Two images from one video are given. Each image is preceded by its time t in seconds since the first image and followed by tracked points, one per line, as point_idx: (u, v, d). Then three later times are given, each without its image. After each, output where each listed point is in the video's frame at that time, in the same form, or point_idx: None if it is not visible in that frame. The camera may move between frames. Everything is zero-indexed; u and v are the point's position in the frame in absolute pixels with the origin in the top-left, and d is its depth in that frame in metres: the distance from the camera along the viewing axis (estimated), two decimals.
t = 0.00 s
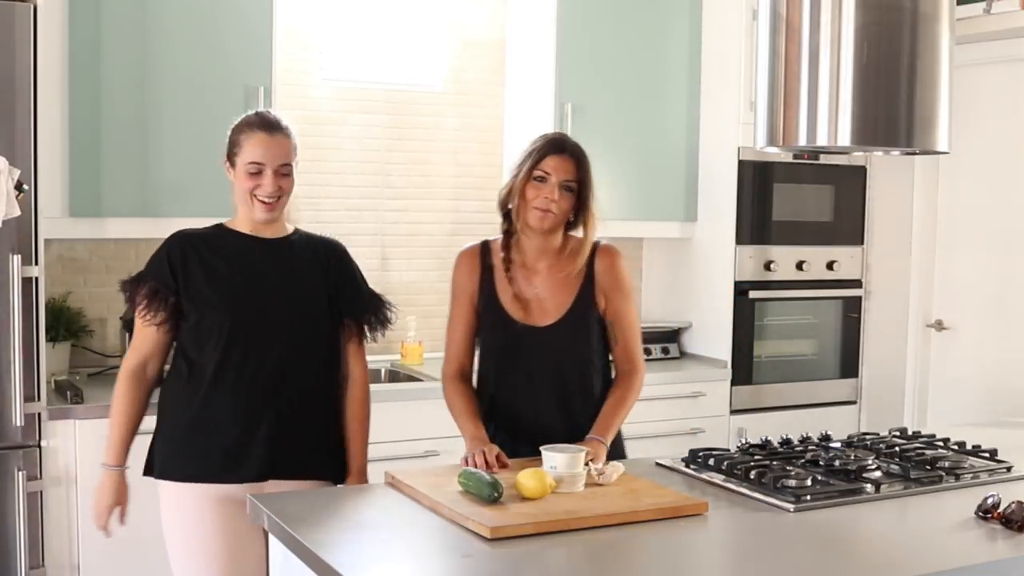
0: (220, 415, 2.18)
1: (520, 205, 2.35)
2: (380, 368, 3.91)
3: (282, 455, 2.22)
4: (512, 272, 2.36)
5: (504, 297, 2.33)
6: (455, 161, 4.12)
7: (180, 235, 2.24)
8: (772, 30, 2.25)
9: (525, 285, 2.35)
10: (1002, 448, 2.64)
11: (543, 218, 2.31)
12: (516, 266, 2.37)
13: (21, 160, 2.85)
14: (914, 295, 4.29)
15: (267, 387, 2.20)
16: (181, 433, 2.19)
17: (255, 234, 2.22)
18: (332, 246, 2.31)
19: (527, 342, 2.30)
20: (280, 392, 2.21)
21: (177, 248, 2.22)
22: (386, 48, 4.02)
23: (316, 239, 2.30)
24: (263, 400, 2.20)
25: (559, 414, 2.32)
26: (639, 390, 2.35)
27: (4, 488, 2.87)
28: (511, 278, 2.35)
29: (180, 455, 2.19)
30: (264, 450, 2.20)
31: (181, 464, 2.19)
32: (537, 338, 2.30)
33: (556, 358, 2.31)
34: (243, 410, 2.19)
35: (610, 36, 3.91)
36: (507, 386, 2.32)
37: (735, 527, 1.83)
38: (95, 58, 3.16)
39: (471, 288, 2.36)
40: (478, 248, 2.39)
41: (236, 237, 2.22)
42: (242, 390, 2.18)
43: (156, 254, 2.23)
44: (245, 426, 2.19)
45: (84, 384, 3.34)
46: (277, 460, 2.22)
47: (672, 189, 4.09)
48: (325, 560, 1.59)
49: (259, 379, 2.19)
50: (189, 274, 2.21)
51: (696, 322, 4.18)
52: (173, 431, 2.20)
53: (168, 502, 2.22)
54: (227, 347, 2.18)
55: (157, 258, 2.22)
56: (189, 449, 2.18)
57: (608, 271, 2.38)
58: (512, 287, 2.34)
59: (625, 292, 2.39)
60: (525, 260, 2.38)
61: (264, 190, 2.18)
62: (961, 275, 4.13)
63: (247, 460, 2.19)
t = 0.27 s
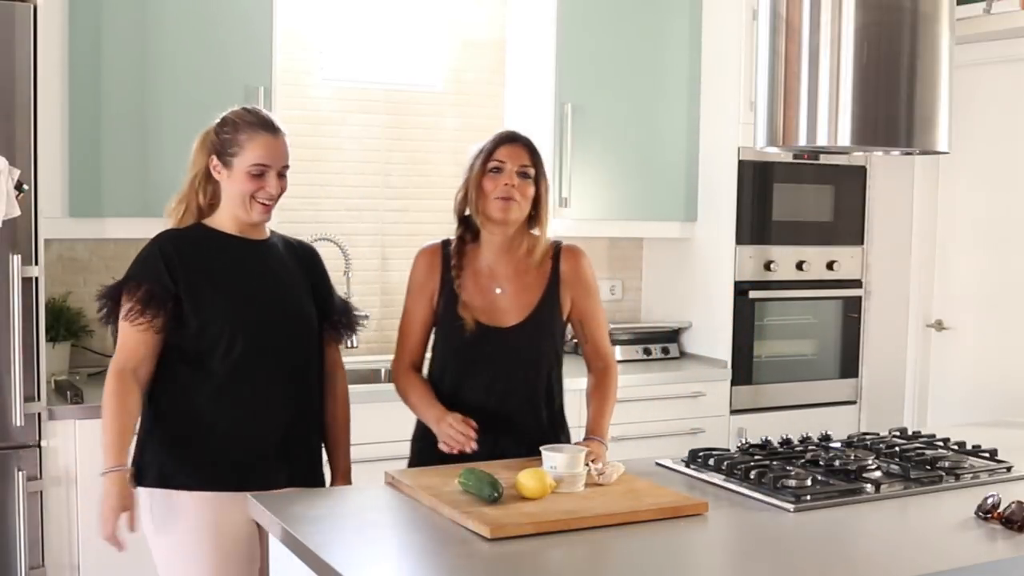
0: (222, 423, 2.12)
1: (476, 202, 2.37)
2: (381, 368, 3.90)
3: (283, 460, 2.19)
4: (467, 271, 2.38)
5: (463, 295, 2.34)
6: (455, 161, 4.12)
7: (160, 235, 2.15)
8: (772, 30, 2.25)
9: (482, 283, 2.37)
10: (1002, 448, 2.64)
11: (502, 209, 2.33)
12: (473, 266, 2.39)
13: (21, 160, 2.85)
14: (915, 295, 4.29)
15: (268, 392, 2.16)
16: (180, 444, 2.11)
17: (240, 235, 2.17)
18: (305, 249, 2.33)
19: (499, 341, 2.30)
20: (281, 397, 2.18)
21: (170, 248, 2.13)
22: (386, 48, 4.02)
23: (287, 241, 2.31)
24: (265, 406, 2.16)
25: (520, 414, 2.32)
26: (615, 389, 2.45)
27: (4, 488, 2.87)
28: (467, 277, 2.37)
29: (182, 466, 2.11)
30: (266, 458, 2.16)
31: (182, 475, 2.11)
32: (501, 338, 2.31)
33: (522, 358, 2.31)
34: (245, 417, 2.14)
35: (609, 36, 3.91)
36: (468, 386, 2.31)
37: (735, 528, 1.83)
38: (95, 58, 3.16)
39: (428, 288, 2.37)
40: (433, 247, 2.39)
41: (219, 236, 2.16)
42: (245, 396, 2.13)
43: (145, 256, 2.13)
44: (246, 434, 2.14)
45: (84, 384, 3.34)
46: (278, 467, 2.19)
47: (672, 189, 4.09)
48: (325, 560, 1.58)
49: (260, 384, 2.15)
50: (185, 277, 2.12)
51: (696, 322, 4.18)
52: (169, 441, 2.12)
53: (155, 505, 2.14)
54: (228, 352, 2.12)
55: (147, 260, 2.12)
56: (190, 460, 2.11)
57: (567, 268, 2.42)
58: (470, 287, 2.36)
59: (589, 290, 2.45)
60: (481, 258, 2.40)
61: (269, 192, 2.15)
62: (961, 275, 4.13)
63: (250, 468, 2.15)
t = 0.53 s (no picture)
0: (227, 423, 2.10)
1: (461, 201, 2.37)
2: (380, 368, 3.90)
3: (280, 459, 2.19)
4: (450, 270, 2.38)
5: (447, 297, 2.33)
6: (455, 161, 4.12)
7: (148, 230, 2.09)
8: (772, 30, 2.25)
9: (465, 282, 2.37)
10: (1002, 448, 2.64)
11: (488, 212, 2.33)
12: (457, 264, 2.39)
13: (21, 160, 2.85)
14: (915, 295, 4.29)
15: (265, 390, 2.16)
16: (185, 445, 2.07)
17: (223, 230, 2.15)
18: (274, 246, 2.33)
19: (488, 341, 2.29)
20: (277, 395, 2.18)
21: (173, 241, 2.07)
22: (385, 47, 4.03)
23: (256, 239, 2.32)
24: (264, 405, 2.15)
25: (503, 416, 2.31)
26: (608, 383, 2.48)
27: (4, 487, 2.87)
28: (451, 276, 2.37)
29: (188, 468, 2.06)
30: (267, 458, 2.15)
31: (187, 477, 2.06)
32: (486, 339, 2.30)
33: (506, 359, 2.30)
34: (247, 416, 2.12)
35: (609, 36, 3.91)
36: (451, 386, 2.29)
37: (736, 528, 1.83)
38: (95, 58, 3.16)
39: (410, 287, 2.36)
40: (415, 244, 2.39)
41: (213, 234, 2.13)
42: (247, 395, 2.12)
43: (145, 250, 2.04)
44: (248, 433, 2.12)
45: (84, 384, 3.34)
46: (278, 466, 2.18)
47: (672, 189, 4.09)
48: (325, 560, 1.58)
49: (260, 382, 2.14)
50: (191, 272, 2.06)
51: (696, 322, 4.18)
52: (171, 442, 2.07)
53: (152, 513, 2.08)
54: (231, 350, 2.10)
55: (150, 254, 2.03)
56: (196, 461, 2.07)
57: (551, 268, 2.44)
58: (453, 286, 2.36)
59: (572, 287, 2.48)
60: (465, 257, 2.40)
61: (262, 187, 2.13)
62: (961, 275, 4.13)
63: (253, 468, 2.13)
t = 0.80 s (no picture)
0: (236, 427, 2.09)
1: (453, 203, 2.37)
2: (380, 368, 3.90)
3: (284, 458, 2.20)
4: (449, 272, 2.36)
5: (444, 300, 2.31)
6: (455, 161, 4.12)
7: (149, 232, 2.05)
8: (772, 30, 2.25)
9: (465, 284, 2.35)
10: (1002, 448, 2.64)
11: (483, 212, 2.31)
12: (454, 265, 2.38)
13: (21, 161, 2.85)
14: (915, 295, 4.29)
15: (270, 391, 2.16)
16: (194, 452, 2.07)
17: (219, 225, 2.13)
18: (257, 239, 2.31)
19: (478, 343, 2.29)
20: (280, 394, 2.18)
21: (184, 245, 2.03)
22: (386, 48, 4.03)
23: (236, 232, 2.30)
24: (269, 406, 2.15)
25: (495, 415, 2.32)
26: (610, 380, 2.47)
27: (4, 487, 2.87)
28: (449, 278, 2.35)
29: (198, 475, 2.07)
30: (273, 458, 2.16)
31: (197, 485, 2.07)
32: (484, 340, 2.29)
33: (497, 361, 2.31)
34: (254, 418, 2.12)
35: (609, 36, 3.90)
36: (439, 388, 2.29)
37: (735, 528, 1.83)
38: (95, 58, 3.16)
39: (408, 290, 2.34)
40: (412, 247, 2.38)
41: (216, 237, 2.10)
42: (255, 398, 2.12)
43: (156, 258, 2.00)
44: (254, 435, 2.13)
45: (84, 384, 3.34)
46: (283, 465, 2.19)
47: (672, 188, 4.09)
48: (325, 561, 1.58)
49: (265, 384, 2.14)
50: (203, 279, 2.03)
51: (696, 322, 4.18)
52: (179, 449, 2.06)
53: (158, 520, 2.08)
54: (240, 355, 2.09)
55: (162, 262, 1.99)
56: (206, 467, 2.07)
57: (546, 269, 2.44)
58: (452, 288, 2.34)
59: (568, 285, 2.47)
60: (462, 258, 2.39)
61: (263, 177, 2.12)
62: (961, 275, 4.13)
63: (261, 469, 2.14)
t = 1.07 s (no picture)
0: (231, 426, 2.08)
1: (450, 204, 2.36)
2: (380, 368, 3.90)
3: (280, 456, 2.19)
4: (447, 273, 2.36)
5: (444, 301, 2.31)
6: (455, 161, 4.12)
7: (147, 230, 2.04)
8: (772, 30, 2.25)
9: (463, 284, 2.35)
10: (1002, 448, 2.64)
11: (480, 215, 2.31)
12: (452, 267, 2.37)
13: (21, 160, 2.85)
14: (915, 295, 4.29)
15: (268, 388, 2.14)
16: (188, 451, 2.07)
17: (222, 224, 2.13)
18: (258, 232, 2.29)
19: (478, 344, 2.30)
20: (281, 391, 2.17)
21: (177, 244, 2.02)
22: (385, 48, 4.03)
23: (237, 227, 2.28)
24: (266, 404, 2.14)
25: (494, 414, 2.32)
26: (610, 380, 2.46)
27: (4, 488, 2.87)
28: (448, 279, 2.35)
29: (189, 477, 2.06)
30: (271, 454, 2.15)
31: (189, 487, 2.07)
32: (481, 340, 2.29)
33: (495, 362, 2.31)
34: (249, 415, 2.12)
35: (609, 36, 3.91)
36: (438, 391, 2.30)
37: (735, 528, 1.83)
38: (95, 58, 3.16)
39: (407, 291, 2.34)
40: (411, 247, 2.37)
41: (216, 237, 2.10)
42: (252, 395, 2.11)
43: (145, 257, 1.99)
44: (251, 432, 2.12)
45: (84, 384, 3.34)
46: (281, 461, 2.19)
47: (672, 188, 4.09)
48: (325, 560, 1.58)
49: (261, 382, 2.13)
50: (194, 278, 2.02)
51: (696, 322, 4.18)
52: (173, 449, 2.06)
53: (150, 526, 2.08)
54: (233, 353, 2.08)
55: (153, 261, 1.98)
56: (197, 468, 2.07)
57: (543, 269, 2.44)
58: (451, 288, 2.34)
59: (566, 285, 2.48)
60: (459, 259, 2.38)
61: (272, 171, 2.11)
62: (961, 275, 4.13)
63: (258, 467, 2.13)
